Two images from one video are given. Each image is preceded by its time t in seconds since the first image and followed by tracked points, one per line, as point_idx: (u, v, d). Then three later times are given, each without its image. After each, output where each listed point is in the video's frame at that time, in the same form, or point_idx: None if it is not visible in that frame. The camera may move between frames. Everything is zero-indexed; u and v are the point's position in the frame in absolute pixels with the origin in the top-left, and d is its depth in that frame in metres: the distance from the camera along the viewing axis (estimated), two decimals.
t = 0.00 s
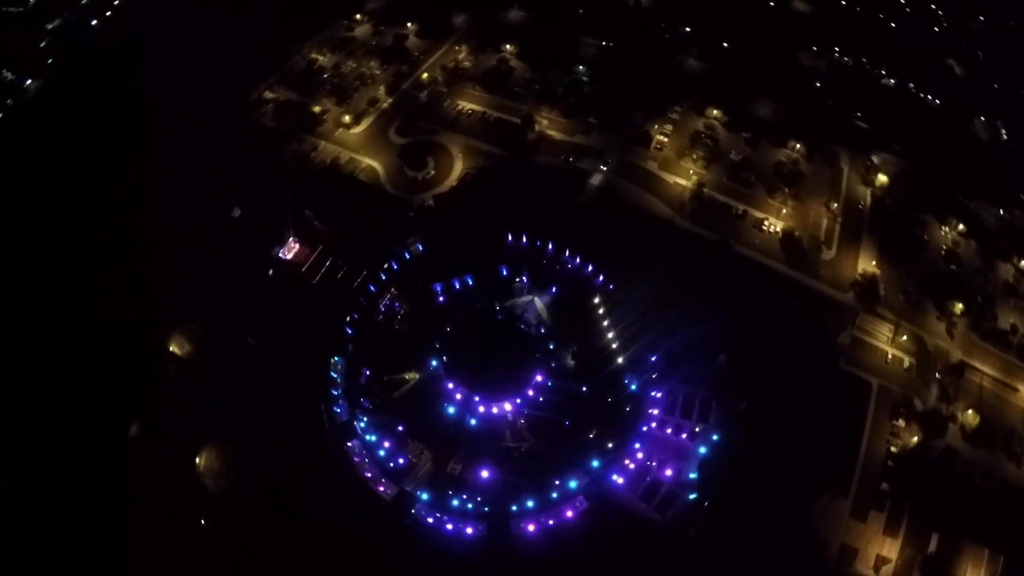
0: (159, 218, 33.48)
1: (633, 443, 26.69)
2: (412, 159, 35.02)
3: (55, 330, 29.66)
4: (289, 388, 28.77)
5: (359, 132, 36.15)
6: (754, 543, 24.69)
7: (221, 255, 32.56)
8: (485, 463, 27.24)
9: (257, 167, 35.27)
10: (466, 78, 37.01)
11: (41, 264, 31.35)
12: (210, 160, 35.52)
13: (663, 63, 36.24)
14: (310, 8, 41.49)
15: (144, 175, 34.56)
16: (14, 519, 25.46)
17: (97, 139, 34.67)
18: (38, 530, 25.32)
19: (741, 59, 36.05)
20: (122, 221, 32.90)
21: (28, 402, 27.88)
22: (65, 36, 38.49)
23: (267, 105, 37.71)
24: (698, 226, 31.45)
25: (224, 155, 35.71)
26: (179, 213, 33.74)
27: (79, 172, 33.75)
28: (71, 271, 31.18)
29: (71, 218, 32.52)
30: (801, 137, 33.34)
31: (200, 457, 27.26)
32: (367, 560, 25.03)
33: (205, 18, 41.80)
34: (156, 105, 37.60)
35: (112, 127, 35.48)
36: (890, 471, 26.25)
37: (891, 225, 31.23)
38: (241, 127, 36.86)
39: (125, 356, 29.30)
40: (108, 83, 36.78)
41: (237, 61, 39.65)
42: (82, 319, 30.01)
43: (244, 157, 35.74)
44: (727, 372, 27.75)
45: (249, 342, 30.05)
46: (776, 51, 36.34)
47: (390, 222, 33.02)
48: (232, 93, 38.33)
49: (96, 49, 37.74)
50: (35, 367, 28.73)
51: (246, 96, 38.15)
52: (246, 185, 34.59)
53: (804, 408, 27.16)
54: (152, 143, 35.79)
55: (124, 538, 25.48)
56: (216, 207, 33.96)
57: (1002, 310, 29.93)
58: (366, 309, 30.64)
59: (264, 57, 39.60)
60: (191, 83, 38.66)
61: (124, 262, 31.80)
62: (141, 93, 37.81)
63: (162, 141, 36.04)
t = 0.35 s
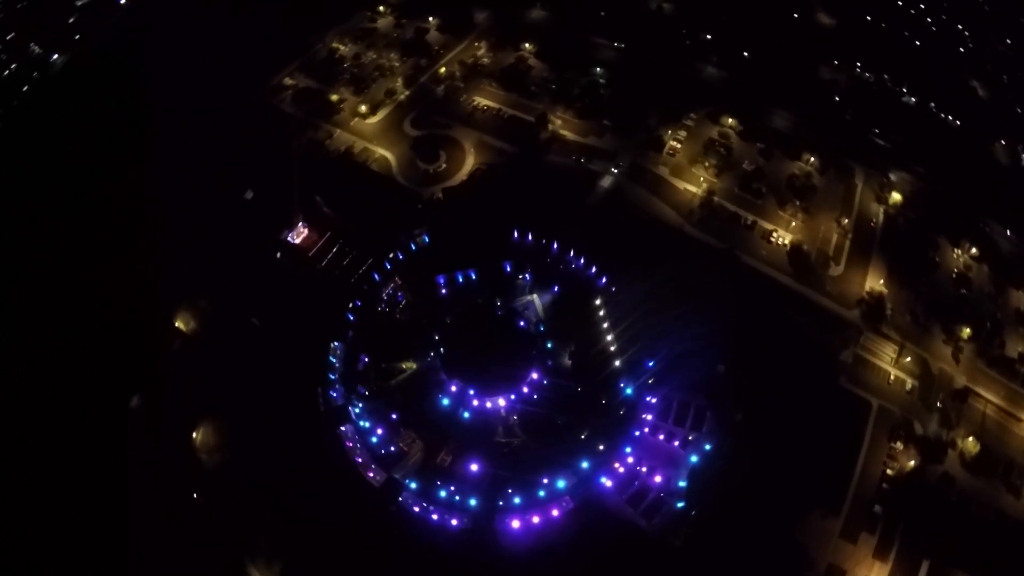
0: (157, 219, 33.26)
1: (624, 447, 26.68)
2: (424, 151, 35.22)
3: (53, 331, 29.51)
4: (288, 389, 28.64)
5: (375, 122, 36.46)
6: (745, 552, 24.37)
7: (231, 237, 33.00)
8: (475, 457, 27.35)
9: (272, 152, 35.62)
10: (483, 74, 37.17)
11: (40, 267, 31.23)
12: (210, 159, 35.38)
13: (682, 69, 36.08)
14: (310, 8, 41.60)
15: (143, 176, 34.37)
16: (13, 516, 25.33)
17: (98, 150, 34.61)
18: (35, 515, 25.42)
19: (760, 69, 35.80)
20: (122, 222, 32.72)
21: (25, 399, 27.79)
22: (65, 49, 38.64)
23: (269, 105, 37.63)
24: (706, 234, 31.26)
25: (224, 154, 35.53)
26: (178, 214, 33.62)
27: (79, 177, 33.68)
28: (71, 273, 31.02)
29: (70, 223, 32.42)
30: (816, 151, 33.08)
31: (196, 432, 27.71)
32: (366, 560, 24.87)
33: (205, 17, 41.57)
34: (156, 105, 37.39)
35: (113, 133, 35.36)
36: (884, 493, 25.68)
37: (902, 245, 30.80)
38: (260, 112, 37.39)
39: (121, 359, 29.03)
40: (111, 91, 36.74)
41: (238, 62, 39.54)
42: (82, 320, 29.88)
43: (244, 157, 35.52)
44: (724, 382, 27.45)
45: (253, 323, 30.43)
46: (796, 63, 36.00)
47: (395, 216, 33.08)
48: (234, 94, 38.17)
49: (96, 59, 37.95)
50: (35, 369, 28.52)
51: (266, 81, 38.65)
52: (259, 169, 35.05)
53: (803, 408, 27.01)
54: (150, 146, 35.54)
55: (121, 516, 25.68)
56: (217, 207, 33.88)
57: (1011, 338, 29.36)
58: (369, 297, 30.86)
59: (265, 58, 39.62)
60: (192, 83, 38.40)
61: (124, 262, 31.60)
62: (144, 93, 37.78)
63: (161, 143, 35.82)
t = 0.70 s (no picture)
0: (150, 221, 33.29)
1: (616, 449, 26.52)
2: (439, 143, 35.41)
3: (55, 331, 30.04)
4: (289, 389, 28.52)
5: (392, 112, 36.79)
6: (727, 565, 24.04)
7: (243, 217, 33.52)
8: (467, 448, 27.39)
9: (290, 136, 36.15)
10: (503, 71, 37.32)
11: (41, 265, 31.96)
12: (209, 160, 35.55)
13: (702, 76, 35.90)
14: (310, 8, 41.65)
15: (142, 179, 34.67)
16: (14, 511, 25.74)
17: (96, 157, 34.85)
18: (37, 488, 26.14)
19: (782, 80, 35.52)
20: (122, 223, 33.16)
21: (36, 371, 28.90)
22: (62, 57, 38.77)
23: (269, 105, 37.57)
24: (714, 242, 31.05)
25: (224, 154, 35.72)
26: (178, 213, 33.77)
27: (95, 164, 34.70)
28: (86, 255, 32.07)
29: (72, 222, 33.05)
30: (832, 166, 32.77)
31: (195, 406, 28.25)
32: (366, 561, 24.62)
33: (205, 20, 41.56)
34: (157, 107, 37.74)
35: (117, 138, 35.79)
36: (877, 516, 24.92)
37: (913, 267, 30.38)
38: (280, 96, 37.95)
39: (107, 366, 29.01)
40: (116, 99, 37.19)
41: (238, 62, 39.52)
42: (82, 320, 30.32)
43: (243, 156, 35.61)
44: (722, 391, 27.23)
45: (258, 302, 30.83)
46: (819, 76, 35.63)
47: (403, 212, 33.09)
48: (235, 95, 38.17)
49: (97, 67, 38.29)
50: (36, 368, 29.01)
51: (290, 67, 39.20)
52: (276, 152, 35.52)
53: (804, 408, 26.94)
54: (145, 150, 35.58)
55: (121, 487, 26.41)
56: (216, 207, 33.90)
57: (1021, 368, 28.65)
58: (374, 284, 31.10)
59: (266, 59, 39.60)
60: (194, 85, 38.54)
61: (124, 263, 31.94)
62: (147, 96, 38.22)
63: (160, 145, 35.95)
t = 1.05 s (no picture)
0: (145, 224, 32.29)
1: (606, 451, 26.53)
2: (458, 134, 35.59)
3: (50, 318, 29.53)
4: (289, 388, 28.18)
5: (415, 101, 37.10)
6: None
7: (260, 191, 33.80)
8: (458, 437, 27.55)
9: (313, 116, 36.52)
10: (528, 67, 37.41)
11: (40, 263, 31.20)
12: (208, 160, 34.70)
13: (728, 86, 35.67)
14: (310, 9, 40.99)
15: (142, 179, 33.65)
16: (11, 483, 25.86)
17: (91, 160, 33.44)
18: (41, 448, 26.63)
19: (807, 96, 35.19)
20: (122, 222, 32.28)
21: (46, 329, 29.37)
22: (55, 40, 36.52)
23: (270, 104, 36.71)
24: (725, 252, 30.79)
25: (224, 154, 34.93)
26: (178, 214, 32.89)
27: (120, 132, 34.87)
28: (101, 218, 32.28)
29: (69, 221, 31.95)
30: (851, 184, 32.38)
31: (199, 372, 28.62)
32: (366, 561, 24.34)
33: (200, 16, 39.55)
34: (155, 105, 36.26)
35: (112, 141, 34.30)
36: (867, 544, 24.46)
37: (926, 294, 29.86)
38: (307, 77, 38.39)
39: (92, 372, 28.22)
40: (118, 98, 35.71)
41: (238, 63, 38.26)
42: (93, 286, 30.55)
43: (243, 157, 34.95)
44: (719, 403, 26.98)
45: (268, 276, 31.16)
46: (846, 95, 35.21)
47: (403, 212, 32.73)
48: (236, 96, 37.08)
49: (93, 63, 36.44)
50: (45, 339, 29.18)
51: (318, 48, 39.57)
52: (297, 130, 35.83)
53: (803, 409, 26.98)
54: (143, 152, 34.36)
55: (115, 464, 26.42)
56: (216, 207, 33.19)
57: None
58: (382, 268, 31.30)
59: (266, 60, 38.53)
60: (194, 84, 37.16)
61: (122, 262, 31.24)
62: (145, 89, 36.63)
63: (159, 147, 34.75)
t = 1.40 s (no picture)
0: (143, 227, 31.55)
1: (599, 452, 26.51)
2: (483, 127, 35.75)
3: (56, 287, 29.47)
4: (290, 378, 28.22)
5: (443, 91, 37.37)
6: None
7: (283, 168, 34.24)
8: (453, 425, 27.71)
9: (340, 97, 36.86)
10: (557, 65, 37.47)
11: (41, 248, 30.37)
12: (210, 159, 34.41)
13: (757, 101, 35.38)
14: (308, 8, 40.21)
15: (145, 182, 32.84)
16: (13, 435, 26.10)
17: (102, 155, 32.66)
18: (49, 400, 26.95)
19: (837, 116, 34.76)
20: (122, 222, 31.43)
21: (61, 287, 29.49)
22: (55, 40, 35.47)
23: (270, 105, 36.43)
24: (738, 265, 30.55)
25: (224, 154, 34.62)
26: (178, 214, 32.36)
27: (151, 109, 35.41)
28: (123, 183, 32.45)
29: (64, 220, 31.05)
30: (873, 208, 31.97)
31: (208, 338, 29.17)
32: (366, 561, 24.27)
33: (201, 17, 39.00)
34: (157, 107, 35.55)
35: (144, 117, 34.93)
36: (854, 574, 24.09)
37: (940, 326, 29.33)
38: (338, 58, 38.61)
39: (92, 353, 28.07)
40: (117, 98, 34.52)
41: (239, 62, 37.76)
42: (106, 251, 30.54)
43: (244, 157, 34.62)
44: (717, 416, 26.80)
45: (283, 252, 31.60)
46: (876, 118, 34.76)
47: (423, 198, 33.02)
48: (236, 96, 36.68)
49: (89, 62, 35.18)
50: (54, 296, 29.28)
51: (352, 31, 39.85)
52: (324, 110, 36.28)
53: (803, 419, 26.87)
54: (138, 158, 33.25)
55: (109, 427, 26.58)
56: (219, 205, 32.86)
57: None
58: (395, 252, 31.55)
59: (266, 60, 38.05)
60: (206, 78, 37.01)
61: (126, 259, 30.52)
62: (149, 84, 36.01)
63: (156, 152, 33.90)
